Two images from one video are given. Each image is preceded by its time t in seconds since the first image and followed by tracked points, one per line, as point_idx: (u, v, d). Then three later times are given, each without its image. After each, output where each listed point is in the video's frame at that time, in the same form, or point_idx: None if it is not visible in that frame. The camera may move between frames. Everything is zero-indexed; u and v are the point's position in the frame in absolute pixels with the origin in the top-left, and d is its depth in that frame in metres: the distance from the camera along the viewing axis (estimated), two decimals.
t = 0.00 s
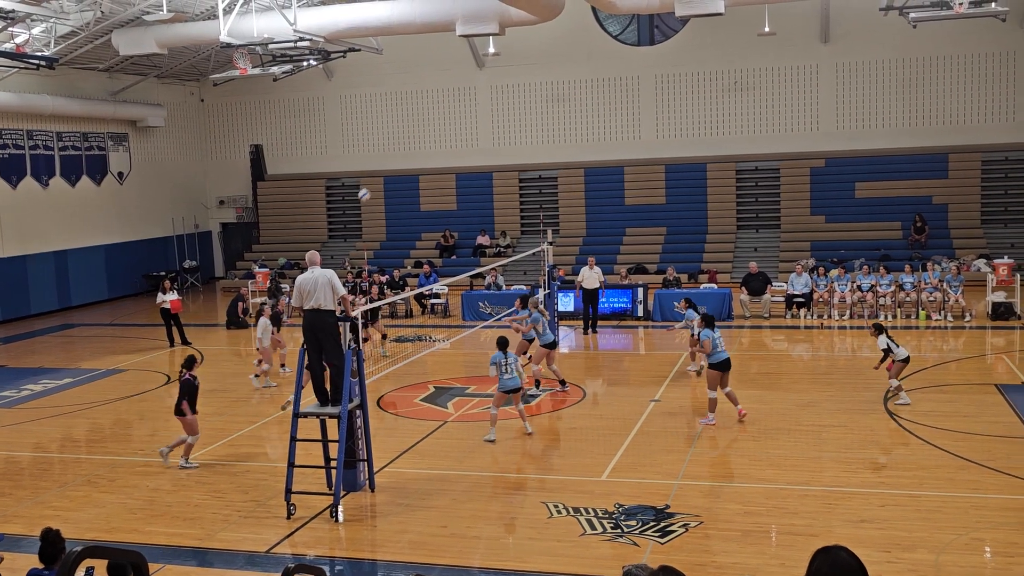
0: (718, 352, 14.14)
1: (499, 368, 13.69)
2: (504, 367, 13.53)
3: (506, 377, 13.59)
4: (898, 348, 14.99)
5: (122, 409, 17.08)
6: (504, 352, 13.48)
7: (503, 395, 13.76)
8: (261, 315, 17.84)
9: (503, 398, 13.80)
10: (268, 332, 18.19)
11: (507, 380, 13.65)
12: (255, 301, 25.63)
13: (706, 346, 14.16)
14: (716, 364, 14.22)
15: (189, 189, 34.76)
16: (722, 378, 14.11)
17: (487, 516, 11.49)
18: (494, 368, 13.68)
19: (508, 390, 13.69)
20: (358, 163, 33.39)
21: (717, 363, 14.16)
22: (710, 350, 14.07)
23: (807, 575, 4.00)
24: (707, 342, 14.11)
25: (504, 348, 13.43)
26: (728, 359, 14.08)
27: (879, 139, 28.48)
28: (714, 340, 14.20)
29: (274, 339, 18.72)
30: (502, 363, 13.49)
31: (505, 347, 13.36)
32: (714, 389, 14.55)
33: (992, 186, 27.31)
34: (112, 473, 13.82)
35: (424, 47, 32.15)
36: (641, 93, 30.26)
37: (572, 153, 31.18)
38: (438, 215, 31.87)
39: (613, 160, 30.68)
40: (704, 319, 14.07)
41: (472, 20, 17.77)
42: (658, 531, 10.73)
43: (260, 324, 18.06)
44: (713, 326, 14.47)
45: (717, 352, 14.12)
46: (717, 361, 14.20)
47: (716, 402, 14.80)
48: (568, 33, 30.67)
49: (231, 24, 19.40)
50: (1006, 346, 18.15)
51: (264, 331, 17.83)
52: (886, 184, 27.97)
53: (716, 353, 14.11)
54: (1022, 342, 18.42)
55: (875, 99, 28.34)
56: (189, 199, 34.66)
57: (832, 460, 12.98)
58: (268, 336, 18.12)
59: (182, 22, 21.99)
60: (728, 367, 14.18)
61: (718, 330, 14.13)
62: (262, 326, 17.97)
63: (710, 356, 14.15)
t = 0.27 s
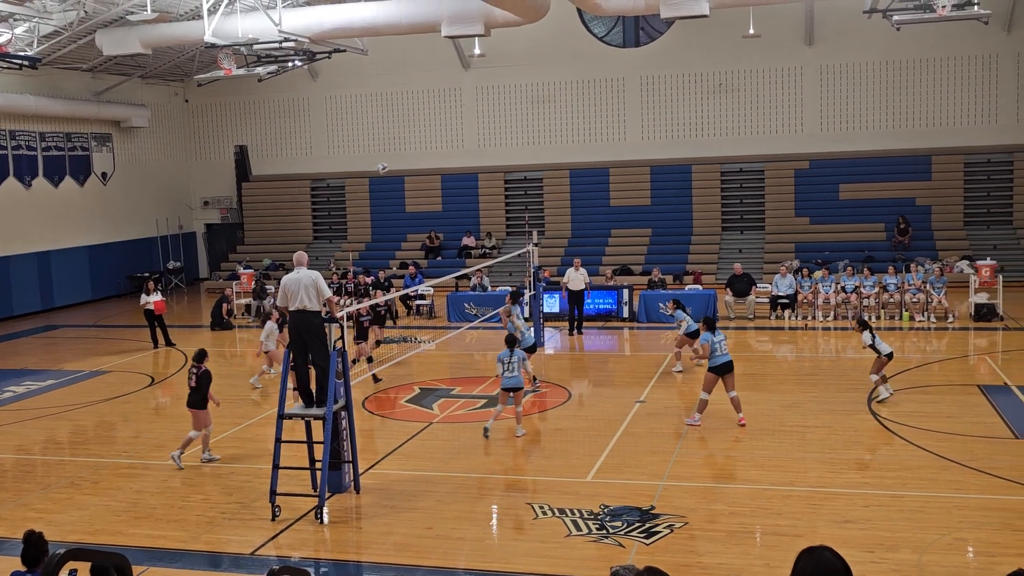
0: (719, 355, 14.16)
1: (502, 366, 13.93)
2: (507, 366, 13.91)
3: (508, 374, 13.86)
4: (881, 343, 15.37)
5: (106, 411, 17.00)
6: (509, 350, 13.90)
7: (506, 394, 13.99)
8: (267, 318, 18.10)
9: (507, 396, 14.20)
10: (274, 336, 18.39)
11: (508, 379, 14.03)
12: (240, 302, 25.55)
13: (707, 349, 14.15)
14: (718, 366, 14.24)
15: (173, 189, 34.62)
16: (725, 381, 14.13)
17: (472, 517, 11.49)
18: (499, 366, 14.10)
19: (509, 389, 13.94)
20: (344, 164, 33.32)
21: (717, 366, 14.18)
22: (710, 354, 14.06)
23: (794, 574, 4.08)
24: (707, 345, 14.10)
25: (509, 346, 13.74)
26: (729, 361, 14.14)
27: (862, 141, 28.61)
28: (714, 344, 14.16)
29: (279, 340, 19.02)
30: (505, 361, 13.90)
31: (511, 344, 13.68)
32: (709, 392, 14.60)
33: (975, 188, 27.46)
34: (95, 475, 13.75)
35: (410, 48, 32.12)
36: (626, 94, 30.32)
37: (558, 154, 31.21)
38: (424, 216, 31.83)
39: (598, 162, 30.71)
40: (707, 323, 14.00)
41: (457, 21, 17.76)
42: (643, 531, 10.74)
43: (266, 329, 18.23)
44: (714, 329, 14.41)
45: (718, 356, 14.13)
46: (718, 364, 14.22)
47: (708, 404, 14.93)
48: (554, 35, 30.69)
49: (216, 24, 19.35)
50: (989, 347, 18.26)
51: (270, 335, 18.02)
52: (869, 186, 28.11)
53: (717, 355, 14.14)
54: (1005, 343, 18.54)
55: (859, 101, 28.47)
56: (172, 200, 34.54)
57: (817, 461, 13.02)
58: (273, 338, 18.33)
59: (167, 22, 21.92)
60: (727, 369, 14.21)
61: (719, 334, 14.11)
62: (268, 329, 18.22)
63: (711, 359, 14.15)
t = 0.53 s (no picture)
0: (701, 356, 14.58)
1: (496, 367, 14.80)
2: (500, 367, 14.87)
3: (501, 374, 14.72)
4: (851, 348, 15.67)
5: (77, 416, 16.84)
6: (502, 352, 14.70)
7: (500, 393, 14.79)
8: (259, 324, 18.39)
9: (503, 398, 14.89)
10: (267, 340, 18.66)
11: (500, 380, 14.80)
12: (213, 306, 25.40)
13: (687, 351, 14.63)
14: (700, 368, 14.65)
15: (145, 193, 34.37)
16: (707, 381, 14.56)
17: (446, 522, 11.46)
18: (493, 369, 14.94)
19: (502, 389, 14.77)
20: (318, 167, 33.22)
21: (700, 369, 14.57)
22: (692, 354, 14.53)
23: None
24: (689, 347, 14.56)
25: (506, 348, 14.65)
26: (712, 363, 14.58)
27: (833, 148, 28.85)
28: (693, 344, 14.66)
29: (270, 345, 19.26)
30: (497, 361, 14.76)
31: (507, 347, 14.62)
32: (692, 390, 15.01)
33: (945, 194, 27.74)
34: (65, 481, 13.61)
35: (385, 52, 32.11)
36: (601, 100, 30.42)
37: (532, 159, 31.26)
38: (398, 220, 31.71)
39: (573, 166, 30.78)
40: (688, 326, 14.44)
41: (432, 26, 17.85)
42: (616, 536, 10.76)
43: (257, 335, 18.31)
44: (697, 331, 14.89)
45: (700, 357, 14.56)
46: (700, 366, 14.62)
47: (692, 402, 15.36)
48: (528, 40, 30.75)
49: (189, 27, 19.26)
50: (958, 352, 18.46)
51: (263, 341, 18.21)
52: (841, 192, 28.35)
53: (698, 358, 14.56)
54: (974, 347, 18.75)
55: (830, 108, 28.73)
56: (143, 203, 34.21)
57: (789, 464, 13.11)
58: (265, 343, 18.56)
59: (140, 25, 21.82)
60: (709, 371, 14.61)
61: (701, 336, 14.57)
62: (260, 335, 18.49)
63: (693, 360, 14.59)
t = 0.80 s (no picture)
0: (680, 363, 14.66)
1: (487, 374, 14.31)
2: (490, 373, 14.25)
3: (491, 382, 14.20)
4: (823, 349, 16.02)
5: (43, 423, 16.64)
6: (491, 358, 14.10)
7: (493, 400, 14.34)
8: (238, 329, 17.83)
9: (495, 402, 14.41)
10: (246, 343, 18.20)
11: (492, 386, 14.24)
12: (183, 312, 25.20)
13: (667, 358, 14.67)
14: (679, 374, 14.73)
15: (115, 197, 34.08)
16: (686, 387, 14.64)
17: (418, 529, 11.42)
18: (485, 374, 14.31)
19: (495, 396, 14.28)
20: (289, 173, 33.09)
21: (680, 375, 14.65)
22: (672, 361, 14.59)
23: None
24: (668, 353, 14.64)
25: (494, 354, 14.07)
26: (691, 370, 14.64)
27: (802, 156, 29.12)
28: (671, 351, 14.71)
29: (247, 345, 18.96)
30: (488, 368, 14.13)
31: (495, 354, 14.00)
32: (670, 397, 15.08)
33: (911, 203, 28.06)
34: (31, 489, 13.43)
35: (357, 58, 32.04)
36: (573, 106, 30.54)
37: (505, 166, 31.30)
38: (371, 226, 31.65)
39: (546, 173, 30.85)
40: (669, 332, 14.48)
41: (404, 31, 17.87)
42: (587, 542, 10.77)
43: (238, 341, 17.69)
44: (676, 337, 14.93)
45: (679, 364, 14.62)
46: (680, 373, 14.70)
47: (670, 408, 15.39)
48: (500, 46, 30.81)
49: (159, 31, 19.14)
50: (925, 358, 18.68)
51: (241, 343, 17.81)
52: (809, 200, 28.61)
53: (678, 364, 14.64)
54: (940, 353, 18.98)
55: (799, 116, 29.00)
56: (112, 208, 33.89)
57: (759, 470, 13.19)
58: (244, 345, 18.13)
59: (109, 29, 21.66)
60: (688, 378, 14.66)
61: (682, 343, 14.60)
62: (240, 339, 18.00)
63: (672, 366, 14.66)
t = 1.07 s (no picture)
0: (681, 354, 14.67)
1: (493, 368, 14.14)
2: (497, 368, 14.06)
3: (498, 377, 14.01)
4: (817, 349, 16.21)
5: (30, 424, 16.56)
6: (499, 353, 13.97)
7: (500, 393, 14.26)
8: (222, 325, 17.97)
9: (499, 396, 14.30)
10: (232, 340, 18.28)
11: (499, 380, 14.10)
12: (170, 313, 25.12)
13: (669, 350, 14.69)
14: (682, 366, 14.72)
15: (102, 198, 33.94)
16: (688, 379, 14.62)
17: (407, 530, 11.40)
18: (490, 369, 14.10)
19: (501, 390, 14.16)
20: (278, 173, 33.02)
21: (683, 366, 14.66)
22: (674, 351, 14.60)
23: None
24: (670, 344, 14.67)
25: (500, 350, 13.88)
26: (694, 362, 14.62)
27: (790, 157, 29.21)
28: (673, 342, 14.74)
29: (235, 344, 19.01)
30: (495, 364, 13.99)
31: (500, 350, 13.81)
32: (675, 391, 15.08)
33: (898, 203, 28.19)
34: (17, 491, 13.35)
35: (346, 58, 31.98)
36: (562, 107, 30.56)
37: (494, 166, 31.30)
38: (360, 226, 31.61)
39: (535, 173, 30.87)
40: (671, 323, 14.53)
41: (393, 31, 17.86)
42: (577, 542, 10.78)
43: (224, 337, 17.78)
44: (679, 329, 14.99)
45: (681, 355, 14.63)
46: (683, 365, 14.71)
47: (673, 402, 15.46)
48: (489, 47, 30.81)
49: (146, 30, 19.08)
50: (912, 358, 18.77)
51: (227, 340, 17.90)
52: (797, 200, 28.70)
53: (681, 356, 14.66)
54: (928, 353, 19.08)
55: (787, 117, 29.11)
56: (99, 208, 33.71)
57: (747, 470, 13.22)
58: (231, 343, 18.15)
59: (96, 28, 21.57)
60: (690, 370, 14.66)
61: (684, 335, 14.63)
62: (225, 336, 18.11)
63: (675, 358, 14.67)
